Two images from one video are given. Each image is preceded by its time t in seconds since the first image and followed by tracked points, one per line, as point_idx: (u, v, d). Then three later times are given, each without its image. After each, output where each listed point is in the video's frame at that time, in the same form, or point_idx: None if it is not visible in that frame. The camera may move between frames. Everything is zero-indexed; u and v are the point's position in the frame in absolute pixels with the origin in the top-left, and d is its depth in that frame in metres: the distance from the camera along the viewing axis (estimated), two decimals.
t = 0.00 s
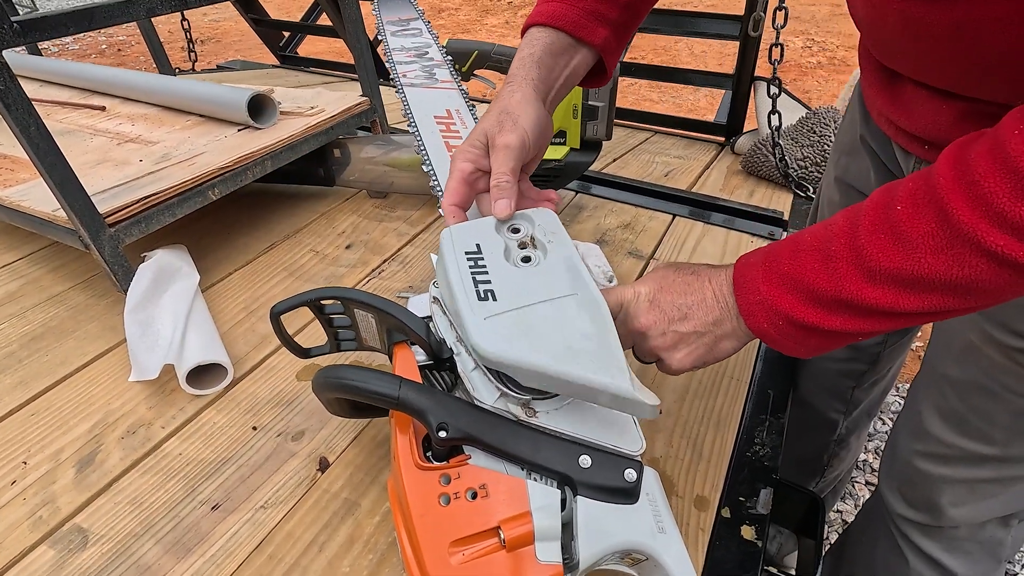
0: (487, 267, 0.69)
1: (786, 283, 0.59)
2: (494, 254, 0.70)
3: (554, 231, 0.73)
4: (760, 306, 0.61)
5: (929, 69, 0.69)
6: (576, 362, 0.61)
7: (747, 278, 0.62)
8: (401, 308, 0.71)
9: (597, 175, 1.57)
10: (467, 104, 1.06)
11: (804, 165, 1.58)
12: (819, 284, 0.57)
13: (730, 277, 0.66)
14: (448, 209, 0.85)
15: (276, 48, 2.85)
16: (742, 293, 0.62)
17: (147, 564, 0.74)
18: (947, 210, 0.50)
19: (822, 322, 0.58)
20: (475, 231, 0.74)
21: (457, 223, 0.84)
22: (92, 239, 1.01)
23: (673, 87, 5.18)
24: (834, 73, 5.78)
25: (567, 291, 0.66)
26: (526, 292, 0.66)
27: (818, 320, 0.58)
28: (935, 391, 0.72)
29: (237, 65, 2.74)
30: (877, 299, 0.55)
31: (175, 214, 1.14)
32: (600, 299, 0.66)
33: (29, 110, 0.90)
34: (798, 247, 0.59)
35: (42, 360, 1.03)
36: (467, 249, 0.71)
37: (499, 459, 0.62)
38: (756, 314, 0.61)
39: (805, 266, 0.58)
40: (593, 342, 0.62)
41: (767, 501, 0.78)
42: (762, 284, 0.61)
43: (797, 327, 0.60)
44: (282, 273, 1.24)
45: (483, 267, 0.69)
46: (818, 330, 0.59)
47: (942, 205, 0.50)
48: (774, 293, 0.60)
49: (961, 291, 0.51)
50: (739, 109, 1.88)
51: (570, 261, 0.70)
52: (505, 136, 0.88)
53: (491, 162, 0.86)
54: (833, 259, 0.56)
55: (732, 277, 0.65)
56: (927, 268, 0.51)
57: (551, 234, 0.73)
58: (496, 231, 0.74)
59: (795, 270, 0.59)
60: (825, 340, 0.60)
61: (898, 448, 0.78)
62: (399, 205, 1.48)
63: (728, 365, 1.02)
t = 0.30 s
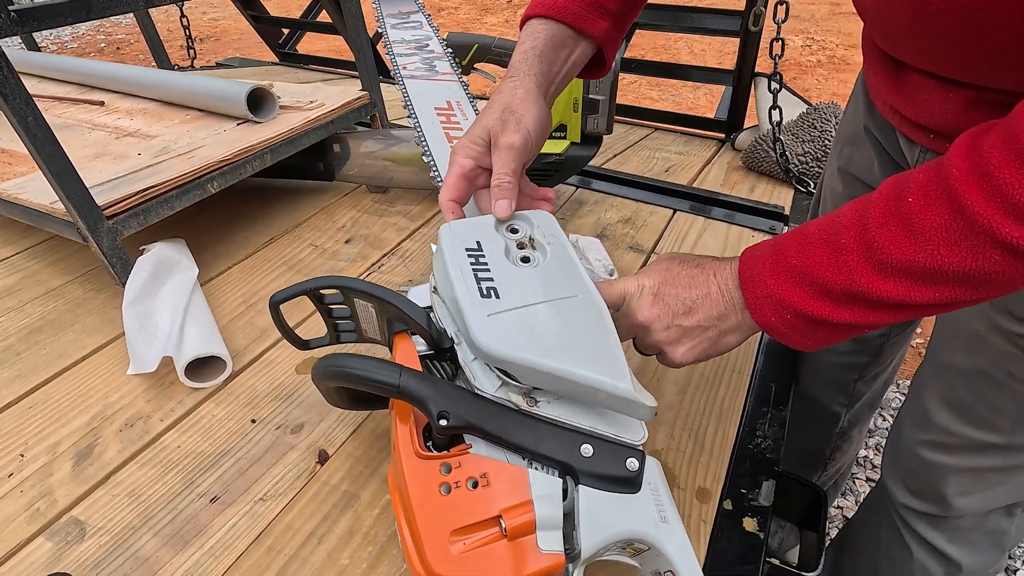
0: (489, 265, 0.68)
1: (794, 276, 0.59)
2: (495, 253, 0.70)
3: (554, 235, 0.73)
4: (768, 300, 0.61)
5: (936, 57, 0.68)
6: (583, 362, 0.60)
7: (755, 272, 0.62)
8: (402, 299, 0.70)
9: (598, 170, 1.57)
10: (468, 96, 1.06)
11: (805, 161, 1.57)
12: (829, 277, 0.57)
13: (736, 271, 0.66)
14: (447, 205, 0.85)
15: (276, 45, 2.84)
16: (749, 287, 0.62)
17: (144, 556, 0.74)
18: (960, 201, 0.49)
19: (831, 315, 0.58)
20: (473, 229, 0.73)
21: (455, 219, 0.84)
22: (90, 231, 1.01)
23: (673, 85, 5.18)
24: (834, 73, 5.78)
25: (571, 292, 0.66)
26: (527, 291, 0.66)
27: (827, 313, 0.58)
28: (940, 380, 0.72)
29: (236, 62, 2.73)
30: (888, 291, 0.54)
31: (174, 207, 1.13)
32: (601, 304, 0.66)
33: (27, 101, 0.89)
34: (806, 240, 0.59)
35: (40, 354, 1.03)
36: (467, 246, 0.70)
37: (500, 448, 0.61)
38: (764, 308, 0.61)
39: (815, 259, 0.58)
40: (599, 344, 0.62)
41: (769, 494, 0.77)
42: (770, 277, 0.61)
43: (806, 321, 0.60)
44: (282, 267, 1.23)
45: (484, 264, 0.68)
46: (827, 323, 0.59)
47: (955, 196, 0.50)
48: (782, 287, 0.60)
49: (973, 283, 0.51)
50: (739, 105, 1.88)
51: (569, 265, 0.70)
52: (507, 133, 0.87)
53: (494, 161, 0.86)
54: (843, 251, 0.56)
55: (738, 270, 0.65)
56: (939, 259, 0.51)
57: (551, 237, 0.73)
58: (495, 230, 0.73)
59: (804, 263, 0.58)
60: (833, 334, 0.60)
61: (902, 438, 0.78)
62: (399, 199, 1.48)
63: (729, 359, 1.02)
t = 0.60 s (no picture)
0: (484, 271, 0.67)
1: (787, 273, 0.59)
2: (489, 257, 0.69)
3: (546, 236, 0.73)
4: (760, 296, 0.61)
5: (931, 52, 0.69)
6: (588, 366, 0.61)
7: (748, 269, 0.62)
8: (399, 294, 0.70)
9: (595, 168, 1.57)
10: (465, 92, 1.06)
11: (803, 160, 1.55)
12: (822, 274, 0.57)
13: (729, 268, 0.66)
14: (435, 207, 0.85)
15: (275, 44, 2.84)
16: (742, 284, 0.62)
17: (140, 551, 0.74)
18: (950, 199, 0.50)
19: (823, 311, 0.58)
20: (465, 232, 0.72)
21: (444, 220, 0.84)
22: (86, 226, 1.01)
23: (671, 85, 5.18)
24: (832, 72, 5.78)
25: (568, 296, 0.66)
26: (525, 295, 0.65)
27: (820, 310, 0.58)
28: (936, 372, 0.72)
29: (235, 60, 2.74)
30: (880, 287, 0.54)
31: (170, 203, 1.13)
32: (600, 305, 0.66)
33: (23, 96, 0.89)
34: (800, 237, 0.59)
35: (36, 349, 1.03)
36: (461, 251, 0.69)
37: (495, 442, 0.61)
38: (757, 305, 0.61)
39: (807, 256, 0.58)
40: (602, 347, 0.63)
41: (765, 488, 0.78)
42: (763, 275, 0.60)
43: (798, 317, 0.60)
44: (279, 264, 1.23)
45: (480, 271, 0.67)
46: (819, 319, 0.59)
47: (944, 194, 0.50)
48: (775, 284, 0.60)
49: (963, 279, 0.51)
50: (737, 102, 1.88)
51: (563, 264, 0.70)
52: (495, 132, 0.87)
53: (482, 160, 0.85)
54: (835, 248, 0.56)
55: (732, 267, 0.65)
56: (929, 257, 0.51)
57: (543, 238, 0.73)
58: (488, 233, 0.72)
59: (797, 260, 0.58)
60: (825, 330, 0.60)
61: (899, 432, 0.78)
62: (397, 197, 1.48)
63: (726, 354, 1.02)
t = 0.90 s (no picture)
0: (480, 277, 0.67)
1: (781, 273, 0.60)
2: (485, 262, 0.69)
3: (544, 241, 0.73)
4: (755, 297, 0.61)
5: (924, 53, 0.69)
6: (582, 372, 0.61)
7: (743, 269, 0.62)
8: (396, 293, 0.71)
9: (594, 168, 1.57)
10: (463, 92, 1.06)
11: (801, 159, 1.58)
12: (815, 275, 0.57)
13: (726, 268, 0.66)
14: (435, 215, 0.86)
15: (274, 44, 2.85)
16: (737, 284, 0.62)
17: (138, 550, 0.74)
18: (941, 200, 0.50)
19: (817, 311, 0.58)
20: (461, 236, 0.72)
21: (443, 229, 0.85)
22: (85, 226, 1.01)
23: (671, 85, 5.19)
24: (831, 73, 5.80)
25: (562, 301, 0.66)
26: (521, 303, 0.65)
27: (814, 310, 0.58)
28: (930, 371, 0.72)
29: (234, 60, 2.74)
30: (872, 288, 0.55)
31: (169, 203, 1.13)
32: (592, 310, 0.66)
33: (22, 96, 0.89)
34: (793, 238, 0.59)
35: (36, 349, 1.03)
36: (457, 258, 0.69)
37: (492, 441, 0.61)
38: (751, 305, 0.62)
39: (801, 256, 0.58)
40: (594, 354, 0.62)
41: (761, 488, 0.79)
42: (758, 275, 0.61)
43: (793, 317, 0.60)
44: (278, 264, 1.23)
45: (476, 277, 0.67)
46: (813, 320, 0.59)
47: (935, 195, 0.50)
48: (769, 284, 0.60)
49: (955, 280, 0.51)
50: (735, 103, 1.88)
51: (560, 269, 0.70)
52: (496, 142, 0.87)
53: (483, 169, 0.86)
54: (828, 249, 0.57)
55: (728, 268, 0.65)
56: (920, 257, 0.51)
57: (541, 245, 0.73)
58: (485, 240, 0.72)
59: (791, 261, 0.59)
60: (821, 330, 0.60)
61: (895, 432, 0.78)
62: (396, 197, 1.48)
63: (723, 354, 1.02)
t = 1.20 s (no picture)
0: (483, 279, 0.68)
1: (781, 276, 0.60)
2: (488, 264, 0.69)
3: (546, 242, 0.73)
4: (755, 299, 0.62)
5: (921, 57, 0.69)
6: (583, 375, 0.61)
7: (744, 272, 0.63)
8: (399, 294, 0.71)
9: (594, 169, 1.57)
10: (465, 94, 1.06)
11: (800, 160, 1.58)
12: (815, 278, 0.57)
13: (727, 270, 0.67)
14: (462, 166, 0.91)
15: (275, 45, 2.85)
16: (738, 286, 0.63)
17: (141, 551, 0.74)
18: (939, 204, 0.50)
19: (816, 313, 0.59)
20: (463, 239, 0.72)
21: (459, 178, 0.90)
22: (88, 228, 1.01)
23: (670, 86, 5.20)
24: (830, 74, 5.81)
25: (563, 304, 0.66)
26: (522, 305, 0.65)
27: (813, 312, 0.59)
28: (929, 374, 0.73)
29: (235, 61, 2.74)
30: (871, 291, 0.55)
31: (171, 204, 1.14)
32: (596, 310, 0.66)
33: (25, 97, 0.90)
34: (794, 241, 0.60)
35: (38, 350, 1.03)
36: (461, 260, 0.69)
37: (495, 441, 0.61)
38: (751, 308, 0.62)
39: (801, 259, 0.59)
40: (595, 356, 0.63)
41: (763, 488, 0.79)
42: (758, 278, 0.61)
43: (793, 319, 0.60)
44: (279, 265, 1.23)
45: (478, 280, 0.67)
46: (814, 323, 0.60)
47: (933, 198, 0.51)
48: (769, 286, 0.61)
49: (953, 284, 0.51)
50: (735, 105, 1.89)
51: (563, 272, 0.70)
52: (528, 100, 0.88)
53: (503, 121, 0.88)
54: (827, 252, 0.57)
55: (729, 270, 0.66)
56: (917, 260, 0.51)
57: (543, 247, 0.73)
58: (486, 242, 0.73)
59: (791, 264, 0.59)
60: (822, 333, 0.61)
61: (894, 434, 0.79)
62: (397, 198, 1.48)
63: (724, 355, 1.03)
